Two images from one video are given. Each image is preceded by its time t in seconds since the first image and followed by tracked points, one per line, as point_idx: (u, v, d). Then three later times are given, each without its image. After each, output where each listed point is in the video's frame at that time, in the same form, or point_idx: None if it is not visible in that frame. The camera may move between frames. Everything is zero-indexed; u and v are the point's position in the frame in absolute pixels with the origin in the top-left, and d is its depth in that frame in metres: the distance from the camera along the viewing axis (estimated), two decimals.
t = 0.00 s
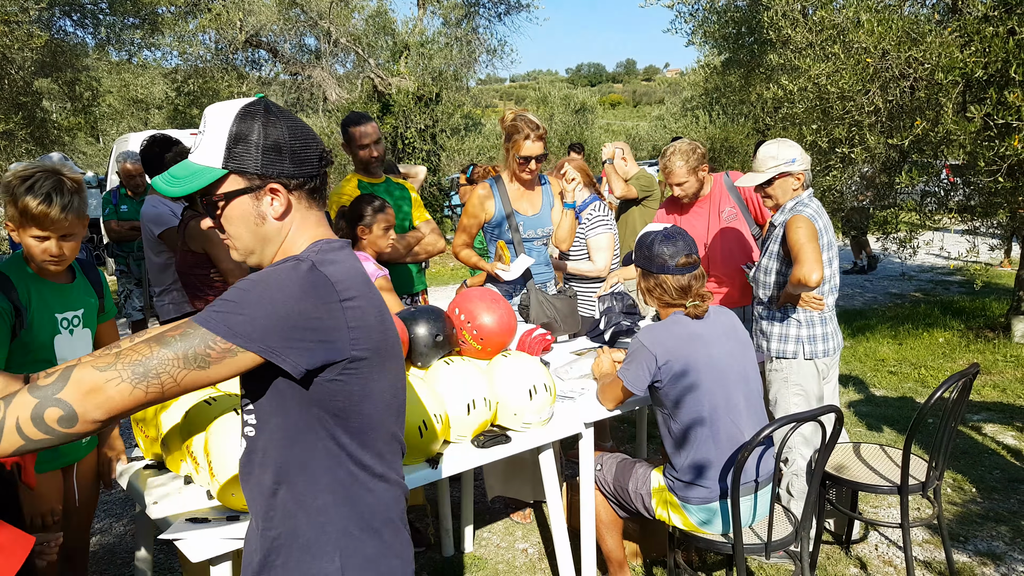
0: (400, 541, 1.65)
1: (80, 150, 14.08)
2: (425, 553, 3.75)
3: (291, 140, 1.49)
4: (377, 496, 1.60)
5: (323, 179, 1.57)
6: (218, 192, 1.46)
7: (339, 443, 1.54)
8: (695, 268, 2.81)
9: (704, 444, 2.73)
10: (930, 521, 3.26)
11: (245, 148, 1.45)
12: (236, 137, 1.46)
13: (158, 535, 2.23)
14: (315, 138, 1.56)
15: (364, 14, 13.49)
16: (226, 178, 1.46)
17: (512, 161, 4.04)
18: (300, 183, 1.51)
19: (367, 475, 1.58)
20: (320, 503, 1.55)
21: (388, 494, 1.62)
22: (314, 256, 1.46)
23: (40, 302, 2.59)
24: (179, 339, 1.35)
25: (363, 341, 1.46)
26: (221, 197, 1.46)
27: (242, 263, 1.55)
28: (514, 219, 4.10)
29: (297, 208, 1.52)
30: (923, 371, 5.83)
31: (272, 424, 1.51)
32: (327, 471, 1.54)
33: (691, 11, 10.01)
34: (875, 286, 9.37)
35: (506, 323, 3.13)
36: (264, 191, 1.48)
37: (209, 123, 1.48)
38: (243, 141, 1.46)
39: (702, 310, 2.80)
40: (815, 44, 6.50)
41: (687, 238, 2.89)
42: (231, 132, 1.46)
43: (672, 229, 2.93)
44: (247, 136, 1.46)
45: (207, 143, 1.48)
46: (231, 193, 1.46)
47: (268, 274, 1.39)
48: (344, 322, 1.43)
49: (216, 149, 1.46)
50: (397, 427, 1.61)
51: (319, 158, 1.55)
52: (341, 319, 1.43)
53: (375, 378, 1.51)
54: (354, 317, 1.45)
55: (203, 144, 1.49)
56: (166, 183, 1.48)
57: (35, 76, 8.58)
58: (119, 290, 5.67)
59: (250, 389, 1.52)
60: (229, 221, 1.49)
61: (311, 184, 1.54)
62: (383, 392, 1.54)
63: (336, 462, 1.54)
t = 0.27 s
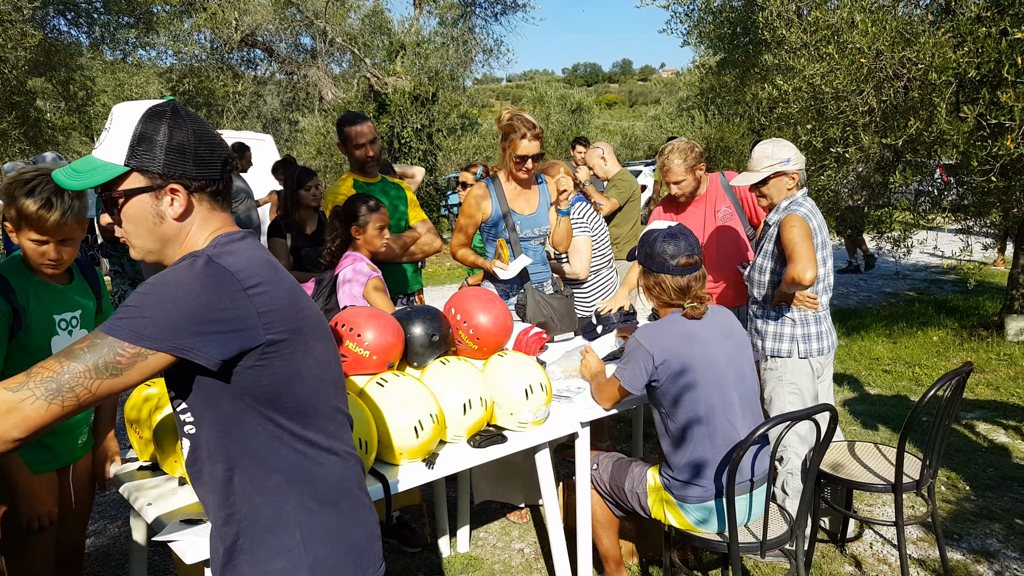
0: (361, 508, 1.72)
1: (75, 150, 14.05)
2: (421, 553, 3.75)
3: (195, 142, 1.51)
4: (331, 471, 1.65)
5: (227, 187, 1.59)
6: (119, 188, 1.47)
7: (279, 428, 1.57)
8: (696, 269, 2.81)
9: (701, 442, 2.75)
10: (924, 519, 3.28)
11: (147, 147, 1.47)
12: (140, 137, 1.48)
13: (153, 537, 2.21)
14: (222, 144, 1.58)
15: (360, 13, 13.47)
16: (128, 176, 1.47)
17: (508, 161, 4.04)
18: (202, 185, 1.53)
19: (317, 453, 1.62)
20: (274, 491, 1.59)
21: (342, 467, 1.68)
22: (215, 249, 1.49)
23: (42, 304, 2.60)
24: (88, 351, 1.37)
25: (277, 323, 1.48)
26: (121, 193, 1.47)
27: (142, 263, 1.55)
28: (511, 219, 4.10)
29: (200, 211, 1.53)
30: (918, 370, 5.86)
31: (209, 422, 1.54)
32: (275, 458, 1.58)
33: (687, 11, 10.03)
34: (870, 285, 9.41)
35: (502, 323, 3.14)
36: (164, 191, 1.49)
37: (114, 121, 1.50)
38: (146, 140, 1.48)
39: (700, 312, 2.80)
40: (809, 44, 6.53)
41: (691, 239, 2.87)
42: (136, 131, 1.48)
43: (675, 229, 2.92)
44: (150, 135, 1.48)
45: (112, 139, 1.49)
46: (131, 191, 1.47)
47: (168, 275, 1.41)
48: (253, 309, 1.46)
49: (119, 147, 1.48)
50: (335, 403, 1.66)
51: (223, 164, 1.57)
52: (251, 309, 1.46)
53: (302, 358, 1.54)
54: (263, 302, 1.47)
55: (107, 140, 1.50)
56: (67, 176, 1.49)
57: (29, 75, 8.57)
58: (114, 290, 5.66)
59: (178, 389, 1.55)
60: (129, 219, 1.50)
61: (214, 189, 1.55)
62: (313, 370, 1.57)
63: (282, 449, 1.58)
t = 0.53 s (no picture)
0: (339, 498, 1.74)
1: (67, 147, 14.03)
2: (412, 553, 3.75)
3: (141, 148, 1.50)
4: (308, 464, 1.67)
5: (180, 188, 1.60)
6: (71, 203, 1.45)
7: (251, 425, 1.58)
8: (697, 272, 2.81)
9: (693, 442, 2.75)
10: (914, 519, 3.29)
11: (96, 157, 1.46)
12: (86, 146, 1.46)
13: (144, 536, 2.20)
14: (166, 143, 1.57)
15: (355, 11, 13.46)
16: (80, 188, 1.45)
17: (501, 161, 4.04)
18: (156, 189, 1.53)
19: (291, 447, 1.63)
20: (251, 486, 1.60)
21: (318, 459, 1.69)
22: (172, 248, 1.48)
23: (36, 303, 2.59)
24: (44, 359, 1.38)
25: (242, 318, 1.48)
26: (74, 207, 1.45)
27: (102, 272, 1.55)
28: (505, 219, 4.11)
29: (156, 217, 1.54)
30: (909, 372, 5.89)
31: (182, 423, 1.55)
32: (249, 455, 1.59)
33: (681, 11, 10.06)
34: (862, 286, 9.46)
35: (496, 323, 3.12)
36: (119, 200, 1.49)
37: (54, 134, 1.47)
38: (94, 150, 1.46)
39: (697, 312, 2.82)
40: (803, 46, 6.56)
41: (696, 241, 2.87)
42: (81, 141, 1.46)
43: (683, 229, 2.92)
44: (95, 149, 1.46)
45: (55, 152, 1.47)
46: (84, 204, 1.46)
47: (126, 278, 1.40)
48: (216, 308, 1.45)
49: (65, 160, 1.46)
50: (307, 396, 1.66)
51: (173, 165, 1.58)
52: (213, 308, 1.45)
53: (270, 353, 1.54)
54: (226, 299, 1.47)
55: (49, 153, 1.47)
56: (13, 196, 1.46)
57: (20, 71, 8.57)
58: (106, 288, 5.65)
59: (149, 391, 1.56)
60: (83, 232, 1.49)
61: (168, 192, 1.56)
62: (283, 364, 1.57)
63: (256, 446, 1.59)
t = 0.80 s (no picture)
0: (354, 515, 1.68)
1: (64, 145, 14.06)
2: (409, 552, 3.74)
3: (90, 154, 1.41)
4: (327, 480, 1.60)
5: (144, 193, 1.46)
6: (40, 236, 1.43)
7: (268, 446, 1.49)
8: (699, 272, 2.80)
9: (689, 443, 2.74)
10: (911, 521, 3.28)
11: (35, 186, 1.39)
12: (30, 179, 1.40)
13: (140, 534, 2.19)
14: (124, 147, 1.46)
15: (352, 12, 13.47)
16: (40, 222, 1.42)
17: (499, 160, 4.03)
18: (100, 203, 1.41)
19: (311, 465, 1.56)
20: (269, 511, 1.53)
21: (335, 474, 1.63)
22: (174, 265, 1.40)
23: (39, 301, 2.58)
24: (123, 432, 1.33)
25: (255, 327, 1.43)
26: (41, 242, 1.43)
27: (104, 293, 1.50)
28: (502, 218, 4.11)
29: (113, 230, 1.43)
30: (905, 372, 5.88)
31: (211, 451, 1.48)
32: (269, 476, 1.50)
33: (678, 12, 10.07)
34: (858, 287, 9.46)
35: (491, 322, 3.12)
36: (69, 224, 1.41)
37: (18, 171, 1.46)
38: (35, 181, 1.40)
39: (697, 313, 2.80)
40: (799, 47, 6.57)
41: (700, 241, 2.86)
42: (26, 175, 1.41)
43: (685, 228, 2.90)
44: (49, 164, 1.40)
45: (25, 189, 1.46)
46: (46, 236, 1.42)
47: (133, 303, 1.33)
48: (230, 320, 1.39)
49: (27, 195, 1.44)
50: (322, 409, 1.60)
51: (115, 171, 1.42)
52: (227, 320, 1.38)
53: (285, 364, 1.48)
54: (240, 310, 1.41)
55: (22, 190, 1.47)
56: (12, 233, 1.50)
57: (16, 70, 8.61)
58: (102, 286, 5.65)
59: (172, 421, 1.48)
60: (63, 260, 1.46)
61: (126, 197, 1.43)
62: (298, 370, 1.52)
63: (271, 468, 1.50)
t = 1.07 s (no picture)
0: (361, 544, 1.64)
1: (65, 146, 14.11)
2: (410, 551, 3.75)
3: (100, 172, 1.48)
4: (317, 516, 1.57)
5: (146, 214, 1.50)
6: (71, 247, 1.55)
7: (244, 480, 1.51)
8: (700, 272, 2.80)
9: (690, 444, 2.74)
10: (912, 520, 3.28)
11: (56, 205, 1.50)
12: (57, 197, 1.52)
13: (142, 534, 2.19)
14: (137, 166, 1.51)
15: (353, 12, 13.49)
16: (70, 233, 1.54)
17: (500, 160, 4.03)
18: (99, 221, 1.47)
19: (296, 501, 1.54)
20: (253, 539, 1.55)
21: (333, 507, 1.59)
22: (139, 303, 1.41)
23: (41, 301, 2.59)
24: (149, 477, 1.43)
25: (215, 366, 1.41)
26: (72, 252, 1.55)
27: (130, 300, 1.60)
28: (503, 217, 4.11)
29: (115, 245, 1.50)
30: (907, 372, 5.88)
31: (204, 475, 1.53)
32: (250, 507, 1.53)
33: (679, 12, 10.06)
34: (860, 287, 9.45)
35: (492, 322, 3.12)
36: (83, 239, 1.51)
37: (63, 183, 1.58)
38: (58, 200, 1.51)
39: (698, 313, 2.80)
40: (801, 47, 6.57)
41: (700, 241, 2.86)
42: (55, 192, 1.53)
43: (686, 228, 2.89)
44: (68, 178, 1.49)
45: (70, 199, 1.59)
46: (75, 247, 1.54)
47: (100, 343, 1.39)
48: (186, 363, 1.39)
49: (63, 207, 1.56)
50: (313, 445, 1.55)
51: (112, 190, 1.47)
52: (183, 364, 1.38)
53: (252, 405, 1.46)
54: (198, 349, 1.39)
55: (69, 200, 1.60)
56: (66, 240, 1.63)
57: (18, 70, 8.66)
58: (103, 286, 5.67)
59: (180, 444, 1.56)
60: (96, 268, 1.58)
61: (121, 216, 1.48)
62: (274, 402, 1.48)
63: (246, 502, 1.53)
